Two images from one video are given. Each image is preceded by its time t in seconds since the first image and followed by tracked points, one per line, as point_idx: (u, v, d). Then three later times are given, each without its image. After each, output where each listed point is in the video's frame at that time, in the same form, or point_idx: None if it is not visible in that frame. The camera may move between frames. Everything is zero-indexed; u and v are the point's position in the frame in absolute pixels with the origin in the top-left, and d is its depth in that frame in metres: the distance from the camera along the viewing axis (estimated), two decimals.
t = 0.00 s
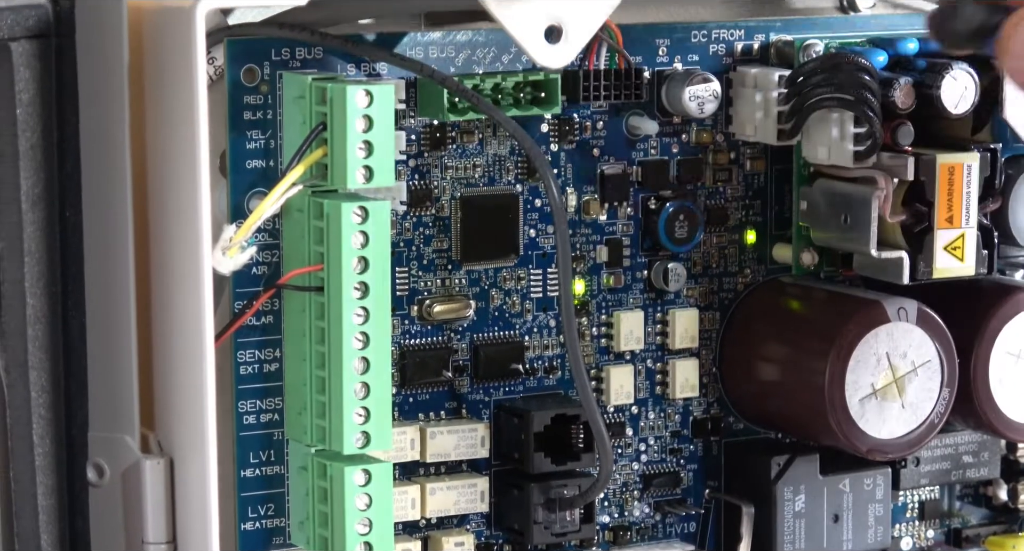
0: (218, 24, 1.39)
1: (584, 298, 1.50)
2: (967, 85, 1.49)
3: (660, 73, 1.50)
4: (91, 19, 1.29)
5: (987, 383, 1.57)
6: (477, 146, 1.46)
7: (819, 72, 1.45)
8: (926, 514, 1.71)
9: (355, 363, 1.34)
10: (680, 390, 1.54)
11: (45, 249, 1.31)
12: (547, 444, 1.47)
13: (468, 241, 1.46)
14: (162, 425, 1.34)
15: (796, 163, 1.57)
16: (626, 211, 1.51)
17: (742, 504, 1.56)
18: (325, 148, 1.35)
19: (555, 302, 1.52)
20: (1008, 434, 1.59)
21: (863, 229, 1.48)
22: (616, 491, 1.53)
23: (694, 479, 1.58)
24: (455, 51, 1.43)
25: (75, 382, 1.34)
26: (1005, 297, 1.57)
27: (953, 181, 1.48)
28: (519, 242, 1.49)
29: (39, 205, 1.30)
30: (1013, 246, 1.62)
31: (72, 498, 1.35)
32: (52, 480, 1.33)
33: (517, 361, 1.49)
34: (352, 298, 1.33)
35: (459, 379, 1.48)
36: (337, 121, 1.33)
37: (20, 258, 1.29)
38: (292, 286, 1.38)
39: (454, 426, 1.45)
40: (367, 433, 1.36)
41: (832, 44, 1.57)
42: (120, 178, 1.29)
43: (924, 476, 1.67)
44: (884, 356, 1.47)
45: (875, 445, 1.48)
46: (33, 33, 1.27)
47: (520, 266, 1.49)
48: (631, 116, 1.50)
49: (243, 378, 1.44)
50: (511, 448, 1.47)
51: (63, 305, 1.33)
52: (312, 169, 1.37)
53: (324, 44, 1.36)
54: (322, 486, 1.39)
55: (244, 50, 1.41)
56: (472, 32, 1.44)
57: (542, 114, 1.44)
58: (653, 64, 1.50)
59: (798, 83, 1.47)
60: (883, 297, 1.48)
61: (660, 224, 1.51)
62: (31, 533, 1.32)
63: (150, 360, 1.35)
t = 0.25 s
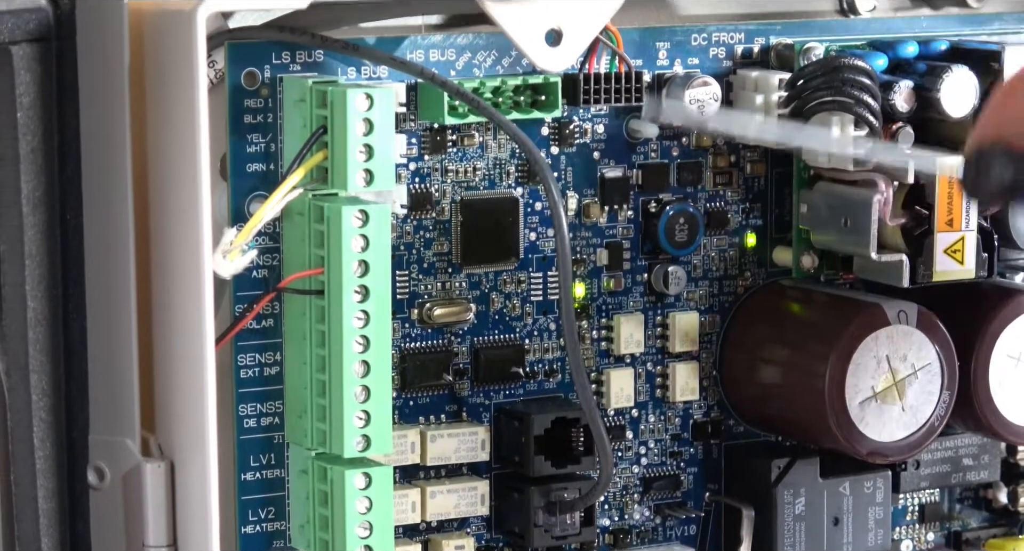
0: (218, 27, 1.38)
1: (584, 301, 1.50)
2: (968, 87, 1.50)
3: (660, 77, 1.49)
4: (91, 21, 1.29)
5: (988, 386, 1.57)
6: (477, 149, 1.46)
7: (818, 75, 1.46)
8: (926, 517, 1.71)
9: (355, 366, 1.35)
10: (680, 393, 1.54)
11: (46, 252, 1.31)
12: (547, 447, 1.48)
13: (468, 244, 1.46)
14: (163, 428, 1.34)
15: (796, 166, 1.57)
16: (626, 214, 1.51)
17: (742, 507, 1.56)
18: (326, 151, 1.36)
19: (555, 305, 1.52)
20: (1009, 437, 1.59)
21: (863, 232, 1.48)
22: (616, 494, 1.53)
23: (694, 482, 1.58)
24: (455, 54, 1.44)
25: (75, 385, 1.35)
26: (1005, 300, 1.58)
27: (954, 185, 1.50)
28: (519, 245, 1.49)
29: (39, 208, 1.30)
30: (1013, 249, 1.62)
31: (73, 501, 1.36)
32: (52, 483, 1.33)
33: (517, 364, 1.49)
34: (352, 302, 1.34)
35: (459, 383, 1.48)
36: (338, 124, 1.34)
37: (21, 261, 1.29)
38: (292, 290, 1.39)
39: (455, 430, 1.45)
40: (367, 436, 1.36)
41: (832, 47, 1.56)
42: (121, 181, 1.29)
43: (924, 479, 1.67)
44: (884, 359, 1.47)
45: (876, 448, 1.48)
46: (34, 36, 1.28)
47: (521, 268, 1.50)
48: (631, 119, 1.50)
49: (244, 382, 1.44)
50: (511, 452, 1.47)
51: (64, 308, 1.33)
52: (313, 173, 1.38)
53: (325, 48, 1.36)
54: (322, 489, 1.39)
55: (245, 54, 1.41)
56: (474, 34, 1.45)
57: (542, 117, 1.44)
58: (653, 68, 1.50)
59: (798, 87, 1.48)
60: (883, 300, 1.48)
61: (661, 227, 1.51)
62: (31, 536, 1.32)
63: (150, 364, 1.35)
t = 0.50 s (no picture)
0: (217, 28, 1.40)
1: (581, 301, 1.50)
2: (965, 86, 1.50)
3: (658, 76, 1.49)
4: (89, 21, 1.29)
5: (986, 385, 1.57)
6: (475, 149, 1.46)
7: (816, 74, 1.46)
8: (924, 516, 1.71)
9: (352, 365, 1.34)
10: (678, 393, 1.54)
11: (43, 252, 1.31)
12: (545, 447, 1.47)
13: (466, 243, 1.46)
14: (160, 428, 1.34)
15: (794, 165, 1.57)
16: (624, 214, 1.51)
17: (739, 506, 1.56)
18: (323, 151, 1.37)
19: (552, 305, 1.52)
20: (1008, 437, 1.59)
21: (861, 231, 1.48)
22: (614, 494, 1.53)
23: (691, 482, 1.58)
24: (452, 54, 1.44)
25: (73, 385, 1.34)
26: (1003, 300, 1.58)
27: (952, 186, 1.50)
28: (517, 245, 1.49)
29: (36, 208, 1.30)
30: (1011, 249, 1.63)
31: (70, 500, 1.36)
32: (49, 482, 1.33)
33: (515, 364, 1.49)
34: (349, 301, 1.34)
35: (457, 382, 1.48)
36: (334, 123, 1.35)
37: (18, 262, 1.29)
38: (290, 289, 1.39)
39: (452, 429, 1.45)
40: (365, 435, 1.36)
41: (830, 47, 1.56)
42: (119, 182, 1.29)
43: (921, 479, 1.67)
44: (881, 358, 1.47)
45: (874, 447, 1.48)
46: (31, 36, 1.28)
47: (518, 268, 1.49)
48: (628, 118, 1.50)
49: (241, 381, 1.44)
50: (508, 451, 1.47)
51: (61, 308, 1.33)
52: (310, 172, 1.40)
53: (322, 47, 1.37)
54: (319, 488, 1.39)
55: (243, 53, 1.41)
56: (471, 34, 1.44)
57: (540, 117, 1.44)
58: (650, 68, 1.49)
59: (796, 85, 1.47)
60: (880, 299, 1.48)
61: (658, 227, 1.51)
62: (29, 536, 1.32)
63: (147, 364, 1.35)
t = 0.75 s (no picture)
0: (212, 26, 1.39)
1: (577, 300, 1.50)
2: (961, 85, 1.50)
3: (654, 76, 1.49)
4: (84, 21, 1.30)
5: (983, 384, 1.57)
6: (471, 148, 1.46)
7: (812, 73, 1.46)
8: (920, 516, 1.70)
9: (348, 364, 1.35)
10: (674, 392, 1.54)
11: (39, 250, 1.31)
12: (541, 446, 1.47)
13: (462, 242, 1.46)
14: (156, 426, 1.34)
15: (790, 164, 1.57)
16: (620, 213, 1.51)
17: (736, 506, 1.56)
18: (319, 150, 1.37)
19: (548, 304, 1.52)
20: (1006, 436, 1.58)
21: (857, 230, 1.48)
22: (610, 493, 1.53)
23: (688, 481, 1.57)
24: (448, 53, 1.44)
25: (69, 383, 1.35)
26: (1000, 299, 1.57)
27: (948, 184, 1.50)
28: (513, 243, 1.49)
29: (32, 206, 1.30)
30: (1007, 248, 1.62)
31: (67, 499, 1.36)
32: (45, 481, 1.34)
33: (511, 363, 1.49)
34: (345, 299, 1.34)
35: (454, 381, 1.48)
36: (330, 122, 1.35)
37: (14, 259, 1.29)
38: (286, 287, 1.39)
39: (448, 428, 1.45)
40: (360, 434, 1.36)
41: (826, 45, 1.57)
42: (115, 181, 1.29)
43: (918, 478, 1.67)
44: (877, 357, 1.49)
45: (869, 447, 1.49)
46: (27, 35, 1.28)
47: (515, 267, 1.50)
48: (625, 117, 1.50)
49: (237, 380, 1.44)
50: (505, 450, 1.47)
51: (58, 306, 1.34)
52: (305, 171, 1.40)
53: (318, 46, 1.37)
54: (316, 487, 1.39)
55: (240, 52, 1.41)
56: (467, 33, 1.45)
57: (536, 115, 1.45)
58: (646, 67, 1.49)
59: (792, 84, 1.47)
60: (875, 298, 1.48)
61: (654, 226, 1.51)
62: (25, 534, 1.32)
63: (144, 364, 1.35)
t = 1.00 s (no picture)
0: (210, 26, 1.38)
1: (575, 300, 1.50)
2: (960, 84, 1.51)
3: (652, 75, 1.49)
4: (81, 20, 1.30)
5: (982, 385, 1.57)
6: (469, 147, 1.46)
7: (810, 73, 1.46)
8: (918, 516, 1.70)
9: (346, 363, 1.36)
10: (672, 392, 1.54)
11: (37, 249, 1.31)
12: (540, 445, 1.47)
13: (460, 242, 1.46)
14: (154, 426, 1.34)
15: (788, 164, 1.58)
16: (618, 213, 1.51)
17: (735, 505, 1.56)
18: (317, 150, 1.38)
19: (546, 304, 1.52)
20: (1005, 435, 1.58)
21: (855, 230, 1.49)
22: (608, 493, 1.53)
23: (686, 481, 1.57)
24: (446, 52, 1.44)
25: (67, 383, 1.34)
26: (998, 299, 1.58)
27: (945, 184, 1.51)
28: (511, 243, 1.49)
29: (31, 206, 1.30)
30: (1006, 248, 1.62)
31: (65, 499, 1.36)
32: (43, 480, 1.33)
33: (509, 363, 1.49)
34: (343, 299, 1.35)
35: (452, 381, 1.48)
36: (328, 122, 1.35)
37: (12, 259, 1.29)
38: (284, 287, 1.39)
39: (446, 428, 1.45)
40: (358, 434, 1.37)
41: (824, 46, 1.56)
42: (112, 182, 1.29)
43: (914, 478, 1.68)
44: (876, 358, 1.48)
45: (867, 447, 1.48)
46: (24, 34, 1.29)
47: (512, 267, 1.50)
48: (623, 117, 1.50)
49: (235, 380, 1.43)
50: (503, 450, 1.47)
51: (55, 306, 1.33)
52: (303, 170, 1.40)
53: (316, 46, 1.36)
54: (314, 487, 1.39)
55: (237, 52, 1.41)
56: (465, 34, 1.44)
57: (535, 115, 1.44)
58: (644, 67, 1.49)
59: (790, 85, 1.47)
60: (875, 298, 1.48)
61: (652, 226, 1.51)
62: (22, 534, 1.32)
63: (141, 363, 1.35)
